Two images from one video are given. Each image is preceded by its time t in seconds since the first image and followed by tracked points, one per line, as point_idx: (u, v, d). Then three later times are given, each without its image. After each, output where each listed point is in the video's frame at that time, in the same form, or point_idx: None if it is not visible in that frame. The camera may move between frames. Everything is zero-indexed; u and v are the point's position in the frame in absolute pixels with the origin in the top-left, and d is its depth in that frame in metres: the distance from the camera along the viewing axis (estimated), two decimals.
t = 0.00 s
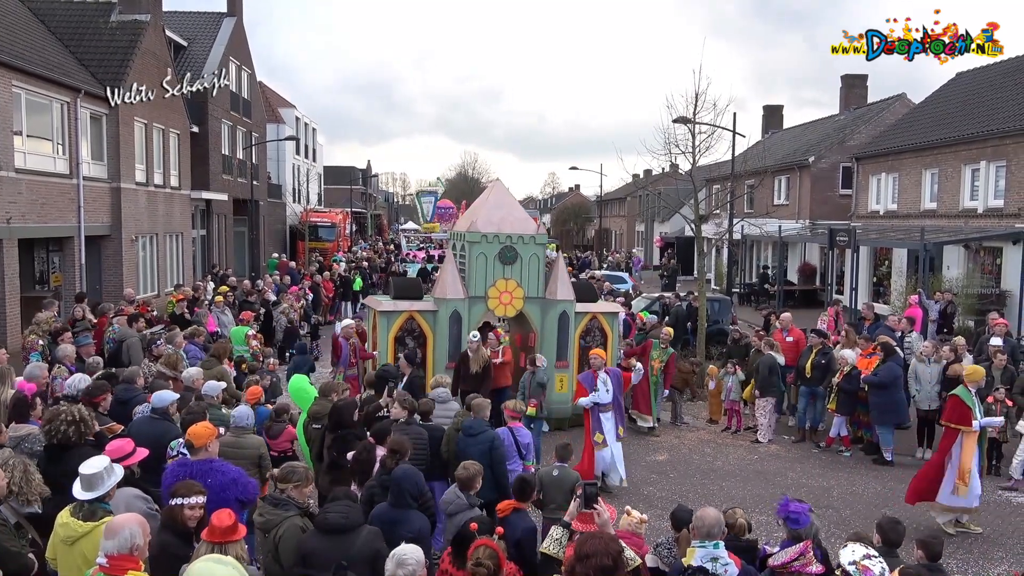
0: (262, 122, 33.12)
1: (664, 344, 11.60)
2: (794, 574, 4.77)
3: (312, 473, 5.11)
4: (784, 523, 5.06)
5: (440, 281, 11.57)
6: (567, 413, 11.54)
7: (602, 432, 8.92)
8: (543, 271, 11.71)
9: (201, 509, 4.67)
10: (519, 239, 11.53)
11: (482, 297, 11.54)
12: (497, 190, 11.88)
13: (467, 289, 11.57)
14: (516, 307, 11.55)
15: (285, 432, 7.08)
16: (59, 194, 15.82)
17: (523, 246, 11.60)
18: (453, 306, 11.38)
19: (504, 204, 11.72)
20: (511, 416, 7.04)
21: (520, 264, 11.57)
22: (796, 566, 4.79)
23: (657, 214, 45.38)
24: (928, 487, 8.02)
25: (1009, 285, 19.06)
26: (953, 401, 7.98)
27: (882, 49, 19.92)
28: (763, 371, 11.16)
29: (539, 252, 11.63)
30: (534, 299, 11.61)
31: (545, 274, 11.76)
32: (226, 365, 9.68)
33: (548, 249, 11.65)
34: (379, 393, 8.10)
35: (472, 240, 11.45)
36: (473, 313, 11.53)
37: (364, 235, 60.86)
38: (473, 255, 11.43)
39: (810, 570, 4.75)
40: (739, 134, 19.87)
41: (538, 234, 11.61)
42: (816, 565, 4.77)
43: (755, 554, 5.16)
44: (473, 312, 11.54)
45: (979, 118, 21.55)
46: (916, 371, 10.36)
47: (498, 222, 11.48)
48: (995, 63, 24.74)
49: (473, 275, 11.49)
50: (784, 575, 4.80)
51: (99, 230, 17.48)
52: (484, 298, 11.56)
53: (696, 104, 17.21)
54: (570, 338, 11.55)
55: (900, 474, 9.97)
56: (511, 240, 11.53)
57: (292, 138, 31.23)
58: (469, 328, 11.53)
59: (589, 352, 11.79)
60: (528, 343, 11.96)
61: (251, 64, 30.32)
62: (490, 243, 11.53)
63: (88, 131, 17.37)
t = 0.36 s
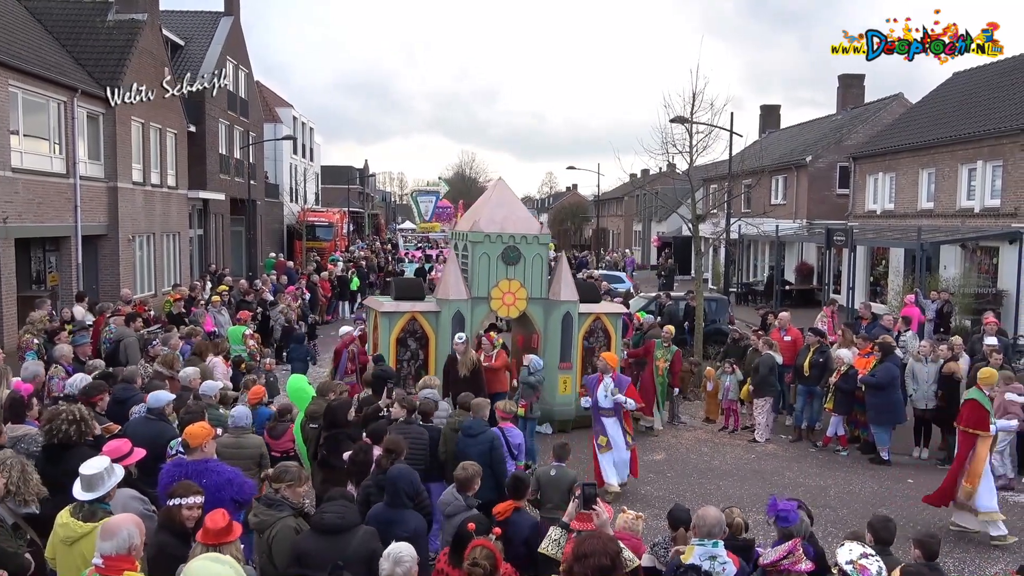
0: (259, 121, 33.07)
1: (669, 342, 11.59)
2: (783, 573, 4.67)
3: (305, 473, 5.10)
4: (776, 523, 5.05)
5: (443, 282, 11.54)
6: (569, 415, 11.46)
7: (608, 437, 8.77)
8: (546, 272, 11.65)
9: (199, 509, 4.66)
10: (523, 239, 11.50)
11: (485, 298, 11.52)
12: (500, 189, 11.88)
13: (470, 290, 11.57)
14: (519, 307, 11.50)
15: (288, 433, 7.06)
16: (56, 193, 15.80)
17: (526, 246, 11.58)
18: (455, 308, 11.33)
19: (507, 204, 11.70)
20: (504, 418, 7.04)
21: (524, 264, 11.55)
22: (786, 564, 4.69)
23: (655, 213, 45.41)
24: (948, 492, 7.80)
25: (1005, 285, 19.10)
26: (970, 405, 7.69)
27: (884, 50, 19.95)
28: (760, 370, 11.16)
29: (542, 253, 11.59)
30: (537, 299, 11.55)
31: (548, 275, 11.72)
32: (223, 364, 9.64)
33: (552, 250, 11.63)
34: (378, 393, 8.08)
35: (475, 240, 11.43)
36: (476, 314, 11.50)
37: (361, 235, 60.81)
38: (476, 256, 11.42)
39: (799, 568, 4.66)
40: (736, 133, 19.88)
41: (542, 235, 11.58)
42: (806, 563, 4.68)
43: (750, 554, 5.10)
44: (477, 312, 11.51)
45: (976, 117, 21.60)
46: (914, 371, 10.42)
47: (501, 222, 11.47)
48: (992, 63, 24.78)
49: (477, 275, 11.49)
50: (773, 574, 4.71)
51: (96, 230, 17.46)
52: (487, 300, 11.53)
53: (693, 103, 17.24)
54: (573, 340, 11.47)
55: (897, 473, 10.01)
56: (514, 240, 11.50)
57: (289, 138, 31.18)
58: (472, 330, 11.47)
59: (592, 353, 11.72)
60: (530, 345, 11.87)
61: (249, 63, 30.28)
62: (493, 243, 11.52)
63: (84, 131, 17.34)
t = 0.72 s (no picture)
0: (251, 118, 32.93)
1: (668, 341, 11.35)
2: (772, 565, 4.62)
3: (299, 471, 5.09)
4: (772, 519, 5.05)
5: (441, 279, 11.47)
6: (569, 414, 11.41)
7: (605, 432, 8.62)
8: (545, 270, 11.59)
9: (190, 507, 4.65)
10: (521, 236, 11.45)
11: (484, 296, 11.43)
12: (498, 186, 11.80)
13: (468, 288, 11.49)
14: (518, 306, 11.43)
15: (281, 431, 7.05)
16: (46, 189, 15.71)
17: (524, 243, 11.52)
18: (453, 306, 11.29)
19: (504, 202, 11.65)
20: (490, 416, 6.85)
21: (522, 262, 11.50)
22: (774, 557, 4.65)
23: (646, 210, 45.47)
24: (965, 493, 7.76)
25: (994, 281, 19.21)
26: (984, 404, 7.68)
27: (883, 49, 20.03)
28: (751, 366, 11.18)
29: (541, 250, 11.56)
30: (536, 298, 11.48)
31: (547, 273, 11.67)
32: (214, 362, 9.61)
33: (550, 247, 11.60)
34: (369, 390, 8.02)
35: (473, 237, 11.34)
36: (474, 312, 11.45)
37: (353, 232, 60.68)
38: (475, 253, 11.35)
39: (787, 559, 4.62)
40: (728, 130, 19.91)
41: (540, 232, 11.54)
42: (793, 555, 4.65)
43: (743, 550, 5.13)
44: (475, 310, 11.46)
45: (966, 115, 21.70)
46: (904, 366, 10.44)
47: (499, 219, 11.41)
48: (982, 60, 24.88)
49: (475, 273, 11.40)
50: (761, 567, 4.66)
51: (86, 226, 17.37)
52: (486, 297, 11.45)
53: (685, 101, 17.27)
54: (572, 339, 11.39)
55: (886, 468, 10.08)
56: (513, 238, 11.45)
57: (282, 134, 31.11)
58: (470, 329, 11.46)
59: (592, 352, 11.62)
60: (529, 343, 11.80)
61: (239, 59, 30.15)
62: (492, 240, 11.46)
63: (74, 127, 17.24)
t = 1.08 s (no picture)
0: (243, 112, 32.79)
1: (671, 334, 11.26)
2: (765, 558, 4.41)
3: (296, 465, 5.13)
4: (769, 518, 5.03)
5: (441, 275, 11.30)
6: (569, 411, 11.28)
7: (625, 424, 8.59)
8: (546, 266, 11.47)
9: (183, 502, 4.63)
10: (523, 231, 11.32)
11: (485, 292, 11.29)
12: (499, 180, 11.73)
13: (469, 284, 11.34)
14: (519, 302, 11.28)
15: (276, 425, 7.08)
16: (37, 184, 15.62)
17: (525, 239, 11.39)
18: (454, 303, 11.04)
19: (505, 196, 11.52)
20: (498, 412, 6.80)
21: (523, 258, 11.38)
22: (766, 549, 4.44)
23: (641, 205, 45.48)
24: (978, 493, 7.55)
25: (987, 276, 19.28)
26: (995, 403, 7.45)
27: (883, 49, 20.04)
28: (745, 360, 11.18)
29: (542, 245, 11.42)
30: (537, 294, 11.33)
31: (548, 268, 11.53)
32: (209, 357, 9.61)
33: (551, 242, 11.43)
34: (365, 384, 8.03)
35: (473, 232, 11.29)
36: (475, 308, 11.25)
37: (347, 226, 60.55)
38: (476, 249, 11.26)
39: (780, 550, 4.41)
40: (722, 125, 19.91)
41: (542, 227, 11.40)
42: (785, 546, 4.44)
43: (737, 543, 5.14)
44: (476, 306, 11.27)
45: (959, 110, 21.75)
46: (898, 360, 10.51)
47: (500, 214, 11.33)
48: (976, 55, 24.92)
49: (476, 269, 11.31)
50: (754, 560, 4.46)
51: (79, 221, 17.29)
52: (486, 294, 11.31)
53: (679, 95, 17.28)
54: (573, 336, 11.27)
55: (879, 462, 10.13)
56: (513, 233, 11.33)
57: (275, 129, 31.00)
58: (471, 326, 11.21)
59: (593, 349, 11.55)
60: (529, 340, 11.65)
61: (232, 53, 30.00)
62: (493, 236, 11.36)
63: (66, 121, 17.15)
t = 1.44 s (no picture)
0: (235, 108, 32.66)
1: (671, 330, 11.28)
2: (755, 552, 4.42)
3: (292, 461, 5.10)
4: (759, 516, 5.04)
5: (440, 273, 11.08)
6: (568, 410, 11.25)
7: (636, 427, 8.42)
8: (545, 262, 11.41)
9: (176, 500, 4.62)
10: (522, 228, 11.23)
11: (484, 290, 11.15)
12: (497, 176, 11.59)
13: (468, 281, 11.19)
14: (518, 300, 11.14)
15: (270, 421, 6.98)
16: (28, 180, 15.53)
17: (525, 235, 11.31)
18: (453, 301, 10.90)
19: (505, 191, 11.42)
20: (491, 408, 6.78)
21: (523, 255, 11.30)
22: (755, 544, 4.46)
23: (633, 201, 45.52)
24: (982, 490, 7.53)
25: (978, 272, 19.38)
26: (1001, 399, 7.45)
27: (882, 49, 20.09)
28: (738, 355, 11.24)
29: (541, 242, 11.37)
30: (537, 291, 11.27)
31: (547, 266, 11.48)
32: (202, 354, 9.58)
33: (551, 239, 11.40)
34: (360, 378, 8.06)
35: (473, 229, 11.13)
36: (474, 307, 11.10)
37: (340, 223, 60.43)
38: (475, 246, 11.10)
39: (770, 545, 4.43)
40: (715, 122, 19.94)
41: (541, 225, 11.38)
42: (775, 542, 4.45)
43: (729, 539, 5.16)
44: (475, 305, 11.13)
45: (950, 106, 21.82)
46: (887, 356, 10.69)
47: (499, 210, 11.22)
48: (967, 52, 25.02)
49: (476, 266, 11.15)
50: (743, 555, 4.46)
51: (69, 217, 17.20)
52: (485, 291, 11.17)
53: (672, 92, 17.32)
54: (573, 333, 11.23)
55: (870, 457, 10.18)
56: (513, 230, 11.23)
57: (268, 125, 30.91)
58: (471, 324, 11.06)
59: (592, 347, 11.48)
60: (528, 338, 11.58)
61: (223, 48, 29.88)
62: (492, 233, 11.23)
63: (56, 117, 17.05)
